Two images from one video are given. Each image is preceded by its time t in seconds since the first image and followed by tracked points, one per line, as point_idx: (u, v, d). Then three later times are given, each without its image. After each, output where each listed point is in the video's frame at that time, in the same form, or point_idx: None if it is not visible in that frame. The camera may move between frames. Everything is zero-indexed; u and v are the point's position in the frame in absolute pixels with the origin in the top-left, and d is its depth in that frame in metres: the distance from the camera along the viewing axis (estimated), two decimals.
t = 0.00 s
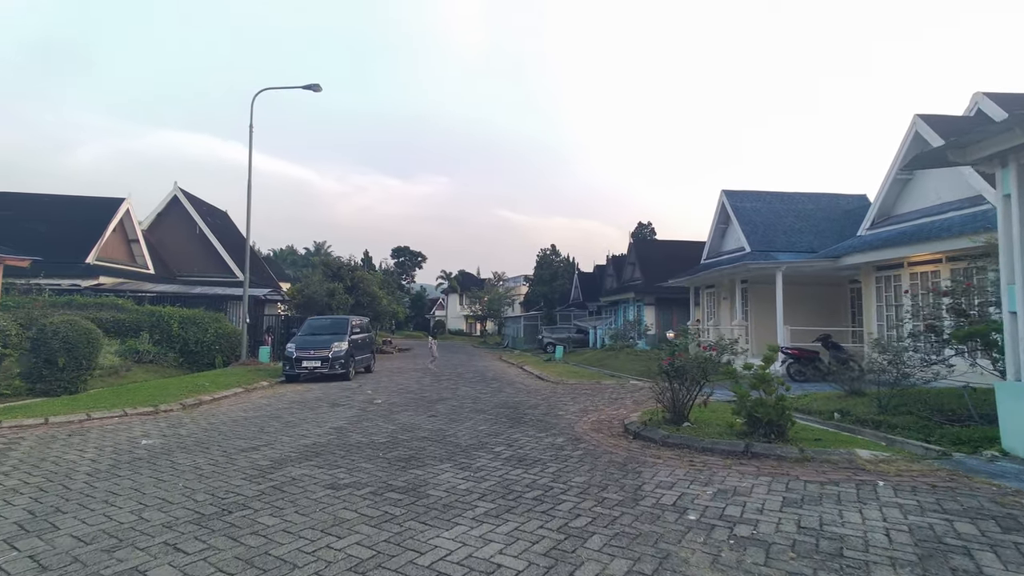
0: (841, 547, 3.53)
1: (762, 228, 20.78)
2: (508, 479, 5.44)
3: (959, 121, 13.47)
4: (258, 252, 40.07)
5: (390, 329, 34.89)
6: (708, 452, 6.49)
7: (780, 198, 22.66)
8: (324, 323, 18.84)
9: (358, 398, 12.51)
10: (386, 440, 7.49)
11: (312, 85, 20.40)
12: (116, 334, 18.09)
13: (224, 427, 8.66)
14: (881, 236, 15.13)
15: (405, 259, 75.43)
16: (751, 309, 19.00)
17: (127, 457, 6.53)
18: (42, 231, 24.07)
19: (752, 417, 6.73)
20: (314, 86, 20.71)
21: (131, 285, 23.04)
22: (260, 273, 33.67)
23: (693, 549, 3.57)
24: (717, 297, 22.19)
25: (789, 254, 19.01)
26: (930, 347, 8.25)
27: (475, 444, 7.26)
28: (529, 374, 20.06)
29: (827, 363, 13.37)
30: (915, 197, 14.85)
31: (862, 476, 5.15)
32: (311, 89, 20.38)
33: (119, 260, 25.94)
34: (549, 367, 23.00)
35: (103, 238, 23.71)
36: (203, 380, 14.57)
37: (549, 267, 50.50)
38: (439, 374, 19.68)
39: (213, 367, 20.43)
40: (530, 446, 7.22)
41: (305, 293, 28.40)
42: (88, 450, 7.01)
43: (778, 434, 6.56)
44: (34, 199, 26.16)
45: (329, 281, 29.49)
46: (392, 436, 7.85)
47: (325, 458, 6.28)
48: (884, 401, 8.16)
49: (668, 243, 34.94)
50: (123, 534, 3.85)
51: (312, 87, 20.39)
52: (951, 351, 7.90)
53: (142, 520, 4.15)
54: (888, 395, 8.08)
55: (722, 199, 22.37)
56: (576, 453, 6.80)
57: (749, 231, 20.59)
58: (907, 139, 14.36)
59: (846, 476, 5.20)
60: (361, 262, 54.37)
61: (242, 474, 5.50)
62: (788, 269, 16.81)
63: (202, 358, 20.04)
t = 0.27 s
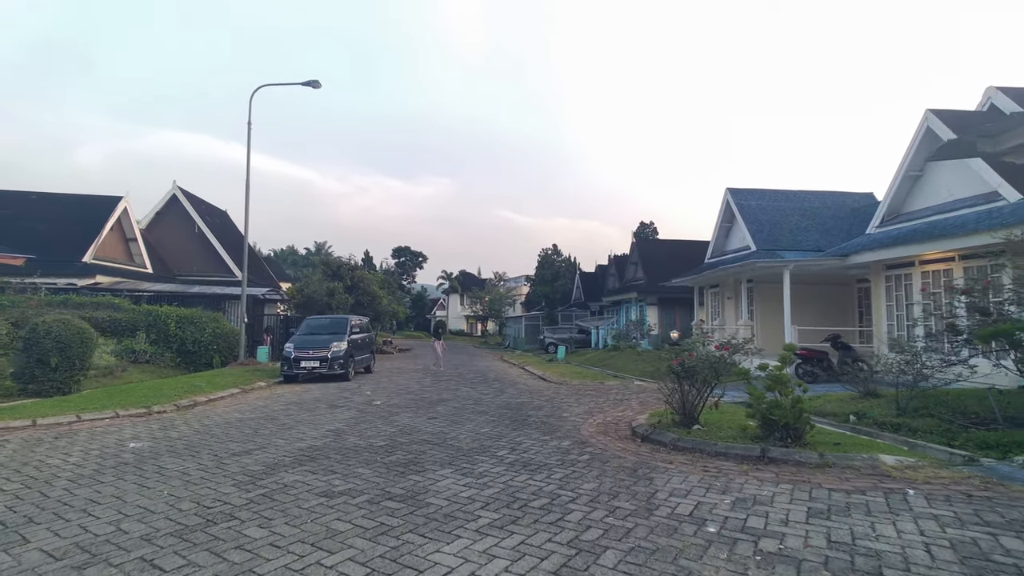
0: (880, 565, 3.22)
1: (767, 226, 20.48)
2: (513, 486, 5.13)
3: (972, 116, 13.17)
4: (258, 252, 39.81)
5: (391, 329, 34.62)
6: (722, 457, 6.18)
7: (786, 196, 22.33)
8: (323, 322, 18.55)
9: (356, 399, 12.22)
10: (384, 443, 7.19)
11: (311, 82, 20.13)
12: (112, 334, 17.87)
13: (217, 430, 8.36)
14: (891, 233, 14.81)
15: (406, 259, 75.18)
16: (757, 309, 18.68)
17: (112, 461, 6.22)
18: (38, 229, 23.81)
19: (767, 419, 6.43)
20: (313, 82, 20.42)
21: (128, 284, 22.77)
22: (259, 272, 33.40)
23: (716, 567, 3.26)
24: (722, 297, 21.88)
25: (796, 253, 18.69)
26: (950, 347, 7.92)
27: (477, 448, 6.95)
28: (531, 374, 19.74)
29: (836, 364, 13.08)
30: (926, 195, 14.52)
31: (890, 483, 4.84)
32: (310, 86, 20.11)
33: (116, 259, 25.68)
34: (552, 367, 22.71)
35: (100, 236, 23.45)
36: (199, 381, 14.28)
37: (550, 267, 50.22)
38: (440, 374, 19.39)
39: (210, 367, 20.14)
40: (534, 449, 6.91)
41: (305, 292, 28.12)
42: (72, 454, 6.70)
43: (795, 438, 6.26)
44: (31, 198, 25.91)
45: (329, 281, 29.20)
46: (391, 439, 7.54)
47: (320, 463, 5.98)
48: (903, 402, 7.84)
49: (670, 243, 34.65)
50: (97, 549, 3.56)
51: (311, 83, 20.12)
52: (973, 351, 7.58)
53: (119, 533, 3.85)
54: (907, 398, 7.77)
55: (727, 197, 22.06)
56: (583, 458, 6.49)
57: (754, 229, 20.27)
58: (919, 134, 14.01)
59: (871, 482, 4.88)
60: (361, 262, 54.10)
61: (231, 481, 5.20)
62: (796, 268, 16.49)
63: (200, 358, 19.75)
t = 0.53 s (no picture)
0: None
1: (776, 226, 20.09)
2: (520, 501, 4.80)
3: (989, 113, 12.79)
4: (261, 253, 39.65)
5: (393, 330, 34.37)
6: (740, 469, 5.84)
7: (794, 196, 21.94)
8: (325, 324, 18.28)
9: (357, 403, 11.93)
10: (384, 452, 6.87)
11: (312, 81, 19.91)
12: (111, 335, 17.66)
13: (212, 436, 8.07)
14: (905, 233, 14.41)
15: (409, 260, 75.01)
16: (766, 311, 18.29)
17: (98, 471, 5.93)
18: (39, 230, 23.67)
19: (787, 428, 6.09)
20: (315, 81, 20.20)
21: (128, 285, 22.57)
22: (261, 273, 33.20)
23: None
24: (729, 298, 21.52)
25: (805, 254, 18.32)
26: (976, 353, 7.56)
27: (481, 457, 6.63)
28: (536, 377, 19.43)
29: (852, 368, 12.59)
30: (942, 194, 14.12)
31: (927, 501, 4.49)
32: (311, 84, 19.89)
33: (117, 260, 25.51)
34: (556, 369, 22.38)
35: (101, 237, 23.27)
36: (198, 384, 14.04)
37: (554, 268, 49.92)
38: (443, 377, 19.11)
39: (211, 369, 19.89)
40: (541, 459, 6.58)
41: (307, 293, 27.84)
42: (58, 462, 6.42)
43: (817, 449, 5.92)
44: (33, 199, 25.78)
45: (331, 282, 28.97)
46: (391, 447, 7.23)
47: (315, 475, 5.67)
48: (927, 410, 7.49)
49: (676, 243, 34.27)
50: None
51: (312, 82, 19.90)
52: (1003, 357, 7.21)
53: (92, 557, 3.55)
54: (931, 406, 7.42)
55: (735, 196, 21.69)
56: (593, 468, 6.16)
57: (763, 230, 19.89)
58: (934, 131, 13.62)
59: (906, 499, 4.53)
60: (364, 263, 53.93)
61: (219, 496, 4.89)
62: (807, 268, 16.11)
63: (200, 360, 19.52)
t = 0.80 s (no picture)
0: None
1: (787, 225, 19.70)
2: (531, 512, 4.49)
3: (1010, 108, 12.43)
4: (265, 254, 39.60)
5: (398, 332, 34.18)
6: (763, 479, 5.50)
7: (806, 194, 21.53)
8: (328, 325, 18.06)
9: (360, 405, 11.67)
10: (386, 458, 6.58)
11: (316, 80, 19.75)
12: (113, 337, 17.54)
13: (209, 440, 7.82)
14: (924, 231, 13.99)
15: (414, 261, 74.99)
16: (777, 312, 17.88)
17: (87, 477, 5.67)
18: (43, 231, 23.62)
19: (813, 435, 5.74)
20: (318, 79, 20.03)
21: (132, 286, 22.47)
22: (266, 274, 33.13)
23: None
24: (739, 299, 21.14)
25: (818, 253, 17.92)
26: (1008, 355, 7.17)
27: (488, 464, 6.32)
28: (542, 379, 19.10)
29: (871, 370, 11.98)
30: (962, 191, 13.72)
31: (974, 516, 4.13)
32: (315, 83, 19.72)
33: (122, 261, 25.44)
34: (563, 371, 22.07)
35: (105, 238, 23.19)
36: (199, 385, 13.84)
37: (559, 270, 49.64)
38: (448, 379, 18.83)
39: (214, 371, 19.71)
40: (551, 466, 6.26)
41: (311, 294, 27.76)
42: (48, 467, 6.17)
43: (845, 457, 5.56)
44: (37, 199, 25.76)
45: (336, 283, 28.81)
46: (394, 452, 6.93)
47: (313, 483, 5.37)
48: (956, 415, 7.12)
49: (683, 244, 33.89)
50: None
51: (316, 81, 19.73)
52: None
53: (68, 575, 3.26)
54: (961, 413, 7.08)
55: (744, 195, 21.30)
56: (606, 475, 5.84)
57: (774, 229, 19.50)
58: (954, 126, 13.23)
59: (949, 513, 4.19)
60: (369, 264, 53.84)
61: (211, 505, 4.60)
62: (821, 268, 15.70)
63: (202, 361, 19.34)
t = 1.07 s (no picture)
0: None
1: (795, 225, 19.37)
2: (541, 526, 4.18)
3: None
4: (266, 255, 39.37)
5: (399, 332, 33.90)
6: (787, 488, 5.17)
7: (813, 193, 21.20)
8: (329, 325, 17.78)
9: (360, 408, 11.37)
10: (386, 465, 6.27)
11: (317, 77, 19.51)
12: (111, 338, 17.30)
13: (203, 445, 7.52)
14: (938, 230, 13.65)
15: (416, 262, 74.76)
16: (785, 312, 17.52)
17: (71, 485, 5.37)
18: (41, 231, 23.39)
19: (838, 441, 5.42)
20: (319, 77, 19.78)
21: (130, 286, 22.22)
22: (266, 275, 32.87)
23: None
24: (745, 300, 20.81)
25: (827, 253, 17.58)
26: None
27: (493, 471, 6.01)
28: (545, 380, 18.78)
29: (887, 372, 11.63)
30: (977, 188, 13.38)
31: None
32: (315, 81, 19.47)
33: (121, 261, 25.20)
34: (566, 373, 21.74)
35: (103, 238, 22.97)
36: (196, 387, 13.57)
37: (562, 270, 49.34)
38: (450, 380, 18.53)
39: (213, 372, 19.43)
40: (560, 474, 5.94)
41: (312, 295, 27.51)
42: (32, 474, 5.88)
43: (872, 465, 5.25)
44: (36, 199, 25.53)
45: (336, 283, 28.56)
46: (395, 458, 6.63)
47: (309, 492, 5.07)
48: (982, 419, 6.80)
49: (687, 244, 33.56)
50: None
51: (317, 79, 19.49)
52: None
53: None
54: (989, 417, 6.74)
55: (751, 194, 20.98)
56: (619, 484, 5.52)
57: (781, 228, 19.17)
58: (969, 122, 12.92)
59: (996, 529, 3.87)
60: (370, 265, 53.62)
61: (199, 518, 4.30)
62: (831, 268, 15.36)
63: (201, 363, 19.07)
